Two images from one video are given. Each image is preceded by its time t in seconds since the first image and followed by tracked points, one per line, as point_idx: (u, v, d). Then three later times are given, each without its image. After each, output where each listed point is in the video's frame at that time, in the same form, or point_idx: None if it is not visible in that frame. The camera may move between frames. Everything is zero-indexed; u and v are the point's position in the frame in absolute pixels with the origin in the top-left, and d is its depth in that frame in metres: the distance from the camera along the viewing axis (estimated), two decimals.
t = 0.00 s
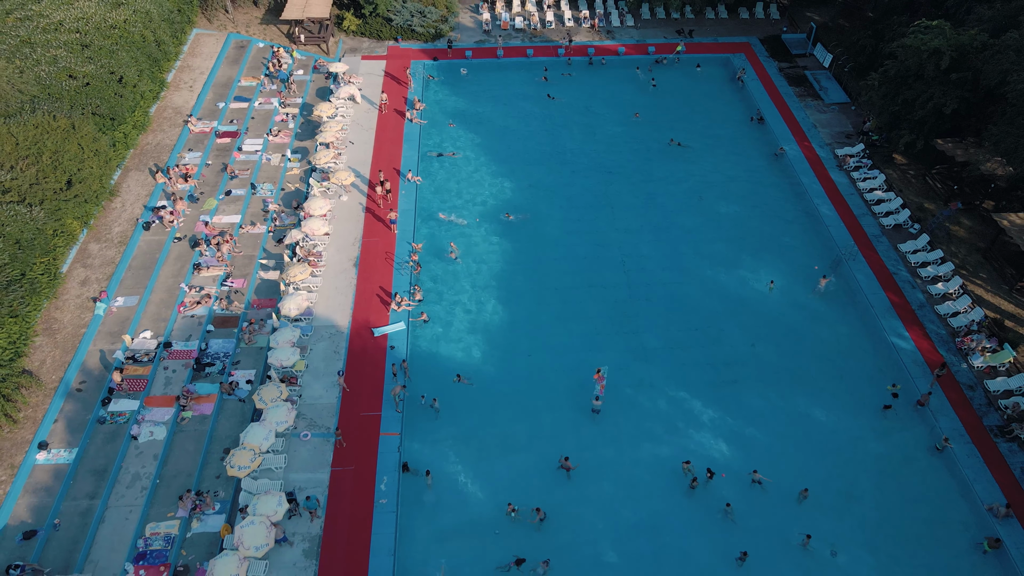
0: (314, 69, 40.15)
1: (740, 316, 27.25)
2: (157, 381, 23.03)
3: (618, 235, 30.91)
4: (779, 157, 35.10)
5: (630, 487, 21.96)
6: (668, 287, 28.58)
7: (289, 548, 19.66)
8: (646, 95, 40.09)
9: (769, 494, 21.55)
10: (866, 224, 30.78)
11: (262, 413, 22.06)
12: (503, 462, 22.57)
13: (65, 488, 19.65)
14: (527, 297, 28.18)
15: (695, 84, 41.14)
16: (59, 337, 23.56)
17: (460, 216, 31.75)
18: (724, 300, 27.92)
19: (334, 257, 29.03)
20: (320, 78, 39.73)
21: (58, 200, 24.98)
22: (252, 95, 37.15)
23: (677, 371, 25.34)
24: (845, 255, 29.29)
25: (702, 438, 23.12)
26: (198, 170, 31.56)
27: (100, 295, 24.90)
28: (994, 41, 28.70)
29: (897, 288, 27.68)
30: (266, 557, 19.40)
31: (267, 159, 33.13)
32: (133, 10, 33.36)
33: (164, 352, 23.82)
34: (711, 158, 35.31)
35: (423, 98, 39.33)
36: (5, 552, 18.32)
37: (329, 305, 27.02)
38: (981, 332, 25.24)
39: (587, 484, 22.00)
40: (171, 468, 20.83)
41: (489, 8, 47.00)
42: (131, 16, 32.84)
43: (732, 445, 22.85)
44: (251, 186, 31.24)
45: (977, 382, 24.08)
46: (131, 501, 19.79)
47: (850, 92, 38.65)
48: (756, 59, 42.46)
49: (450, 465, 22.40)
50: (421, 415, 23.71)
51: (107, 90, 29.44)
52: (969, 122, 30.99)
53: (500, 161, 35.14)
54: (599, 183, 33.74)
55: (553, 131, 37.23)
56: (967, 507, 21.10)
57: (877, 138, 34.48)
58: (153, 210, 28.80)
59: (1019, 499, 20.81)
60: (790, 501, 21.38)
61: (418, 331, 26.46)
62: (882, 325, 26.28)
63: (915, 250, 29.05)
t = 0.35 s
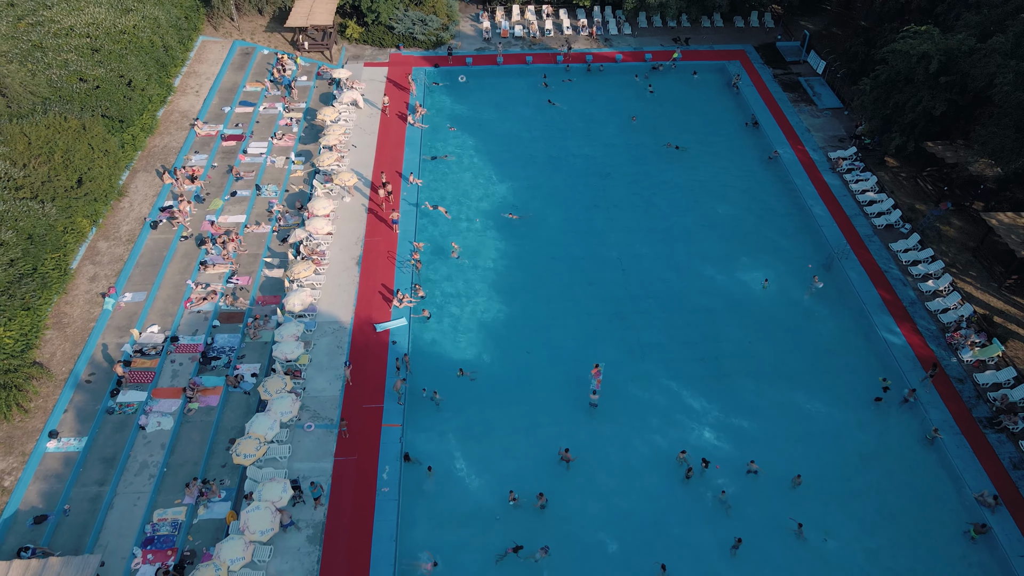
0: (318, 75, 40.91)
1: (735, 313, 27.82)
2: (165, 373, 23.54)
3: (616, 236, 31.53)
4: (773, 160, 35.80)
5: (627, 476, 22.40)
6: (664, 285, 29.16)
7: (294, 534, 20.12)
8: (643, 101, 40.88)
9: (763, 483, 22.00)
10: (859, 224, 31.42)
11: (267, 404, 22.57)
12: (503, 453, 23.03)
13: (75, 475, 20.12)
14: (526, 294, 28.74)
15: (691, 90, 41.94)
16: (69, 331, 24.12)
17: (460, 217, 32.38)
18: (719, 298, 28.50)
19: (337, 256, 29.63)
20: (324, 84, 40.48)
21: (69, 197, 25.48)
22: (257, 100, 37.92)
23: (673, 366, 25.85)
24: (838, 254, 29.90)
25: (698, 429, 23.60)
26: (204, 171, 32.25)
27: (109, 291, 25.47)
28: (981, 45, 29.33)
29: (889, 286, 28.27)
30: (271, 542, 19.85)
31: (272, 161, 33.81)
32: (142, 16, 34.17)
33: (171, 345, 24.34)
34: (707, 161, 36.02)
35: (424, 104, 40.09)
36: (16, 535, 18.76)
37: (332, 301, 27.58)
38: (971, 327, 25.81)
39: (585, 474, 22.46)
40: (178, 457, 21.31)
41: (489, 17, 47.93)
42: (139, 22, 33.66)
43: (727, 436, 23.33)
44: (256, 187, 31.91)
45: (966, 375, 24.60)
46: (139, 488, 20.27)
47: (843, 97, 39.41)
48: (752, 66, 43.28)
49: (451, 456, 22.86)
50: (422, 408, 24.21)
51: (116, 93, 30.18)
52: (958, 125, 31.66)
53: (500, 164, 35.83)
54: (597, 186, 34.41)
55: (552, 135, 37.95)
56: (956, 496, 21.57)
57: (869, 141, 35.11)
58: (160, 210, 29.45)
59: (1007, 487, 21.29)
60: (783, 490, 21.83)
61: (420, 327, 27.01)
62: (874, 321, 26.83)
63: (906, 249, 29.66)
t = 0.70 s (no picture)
0: (322, 83, 41.79)
1: (730, 311, 28.45)
2: (172, 367, 24.13)
3: (613, 237, 32.24)
4: (767, 164, 36.59)
5: (624, 467, 22.92)
6: (660, 284, 29.81)
7: (298, 521, 20.63)
8: (640, 108, 41.76)
9: (757, 473, 22.52)
10: (850, 226, 32.14)
11: (273, 396, 23.14)
12: (502, 445, 23.56)
13: (85, 463, 20.66)
14: (525, 293, 29.38)
15: (687, 97, 42.84)
16: (79, 326, 24.76)
17: (461, 219, 33.09)
18: (714, 296, 29.15)
19: (340, 256, 30.30)
20: (327, 91, 41.35)
21: (80, 197, 26.19)
22: (262, 106, 38.78)
23: (669, 361, 26.44)
24: (830, 254, 30.59)
25: (693, 422, 24.14)
26: (210, 174, 33.01)
27: (118, 288, 26.12)
28: (967, 51, 30.12)
29: (880, 284, 28.93)
30: (277, 529, 20.36)
31: (276, 165, 34.59)
32: (151, 24, 34.97)
33: (179, 340, 24.94)
34: (702, 165, 36.82)
35: (426, 110, 40.97)
36: (28, 520, 19.26)
37: (336, 299, 28.21)
38: (959, 323, 26.43)
39: (582, 464, 22.98)
40: (185, 447, 21.84)
41: (489, 27, 48.99)
42: (149, 30, 34.44)
43: (721, 428, 23.88)
44: (261, 190, 32.65)
45: (955, 370, 25.17)
46: (148, 476, 20.79)
47: (836, 104, 40.30)
48: (746, 74, 44.23)
49: (452, 447, 23.39)
50: (423, 401, 24.77)
51: (127, 97, 30.83)
52: (947, 129, 32.49)
53: (500, 169, 36.60)
54: (595, 189, 35.18)
55: (551, 141, 38.78)
56: (945, 485, 22.08)
57: (861, 146, 35.92)
58: (168, 211, 30.20)
59: (994, 476, 21.82)
60: (776, 480, 22.35)
61: (421, 325, 27.63)
62: (865, 318, 27.45)
63: (896, 249, 30.33)
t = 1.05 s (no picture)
0: (325, 90, 42.60)
1: (725, 310, 29.05)
2: (179, 362, 24.70)
3: (610, 239, 32.90)
4: (762, 169, 37.31)
5: (621, 460, 23.41)
6: (657, 284, 30.42)
7: (302, 510, 21.12)
8: (637, 115, 42.58)
9: (751, 466, 23.03)
10: (843, 228, 32.82)
11: (277, 391, 23.68)
12: (502, 438, 24.07)
13: (95, 454, 21.17)
14: (524, 293, 29.99)
15: (683, 105, 43.68)
16: (89, 322, 25.37)
17: (462, 222, 33.77)
18: (709, 296, 29.77)
19: (343, 257, 30.96)
20: (330, 99, 42.15)
21: (91, 198, 26.85)
22: (267, 113, 39.59)
23: (666, 359, 27.00)
24: (823, 255, 31.23)
25: (689, 417, 24.67)
26: (216, 178, 33.74)
27: (126, 287, 26.76)
28: (954, 57, 30.57)
29: (871, 284, 29.55)
30: (281, 518, 20.85)
31: (281, 169, 35.34)
32: (159, 32, 35.79)
33: (186, 337, 25.52)
34: (698, 170, 37.57)
35: (427, 117, 41.79)
36: (40, 508, 19.73)
37: (339, 299, 28.81)
38: (948, 321, 27.02)
39: (580, 457, 23.47)
40: (192, 439, 22.37)
41: (489, 37, 49.96)
42: (158, 37, 35.25)
43: (716, 423, 24.41)
44: (266, 193, 33.35)
45: (944, 366, 25.72)
46: (155, 467, 21.29)
47: (829, 111, 41.11)
48: (741, 83, 45.12)
49: (452, 441, 23.88)
50: (424, 396, 25.28)
51: (136, 102, 31.56)
52: (937, 134, 33.32)
53: (500, 173, 37.34)
54: (593, 193, 35.90)
55: (550, 147, 39.55)
56: (934, 476, 22.60)
57: (854, 151, 36.73)
58: (175, 213, 30.88)
59: (982, 467, 22.34)
60: (769, 472, 22.85)
61: (422, 323, 28.20)
62: (857, 317, 28.06)
63: (888, 250, 30.97)
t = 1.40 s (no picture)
0: (329, 99, 43.55)
1: (719, 310, 29.72)
2: (187, 358, 25.32)
3: (608, 242, 33.63)
4: (756, 174, 38.11)
5: (618, 453, 23.97)
6: (653, 286, 31.11)
7: (306, 501, 21.66)
8: (634, 123, 43.50)
9: (745, 458, 23.60)
10: (835, 231, 33.57)
11: (282, 385, 24.29)
12: (502, 433, 24.63)
13: (105, 445, 21.77)
14: (523, 294, 30.66)
15: (680, 113, 44.59)
16: (99, 319, 26.06)
17: (462, 225, 34.51)
18: (704, 297, 30.45)
19: (347, 259, 31.67)
20: (334, 107, 43.08)
21: (102, 199, 27.60)
22: (272, 120, 40.48)
23: (662, 357, 27.63)
24: (816, 257, 31.95)
25: (684, 412, 25.26)
26: (223, 182, 34.56)
27: (135, 286, 27.45)
28: (942, 64, 31.29)
29: (863, 285, 30.24)
30: (286, 507, 21.40)
31: (286, 174, 36.13)
32: (169, 40, 36.67)
33: (193, 334, 26.15)
34: (694, 176, 38.40)
35: (429, 124, 42.69)
36: (52, 496, 20.30)
37: (342, 298, 29.47)
38: (937, 320, 27.68)
39: (578, 451, 24.03)
40: (200, 432, 22.95)
41: (489, 47, 51.02)
42: (167, 45, 36.12)
43: (711, 417, 25.00)
44: (271, 197, 34.11)
45: (934, 363, 26.33)
46: (164, 458, 21.87)
47: (822, 118, 41.99)
48: (736, 91, 46.09)
49: (453, 435, 24.44)
50: (426, 392, 25.86)
51: (145, 108, 32.32)
52: (926, 139, 34.09)
53: (499, 179, 38.15)
54: (590, 198, 36.68)
55: (548, 153, 40.40)
56: (923, 468, 23.17)
57: (846, 157, 37.52)
58: (183, 215, 31.63)
59: (969, 459, 22.93)
60: (762, 464, 23.42)
61: (424, 322, 28.84)
62: (848, 316, 28.73)
63: (879, 252, 31.67)
